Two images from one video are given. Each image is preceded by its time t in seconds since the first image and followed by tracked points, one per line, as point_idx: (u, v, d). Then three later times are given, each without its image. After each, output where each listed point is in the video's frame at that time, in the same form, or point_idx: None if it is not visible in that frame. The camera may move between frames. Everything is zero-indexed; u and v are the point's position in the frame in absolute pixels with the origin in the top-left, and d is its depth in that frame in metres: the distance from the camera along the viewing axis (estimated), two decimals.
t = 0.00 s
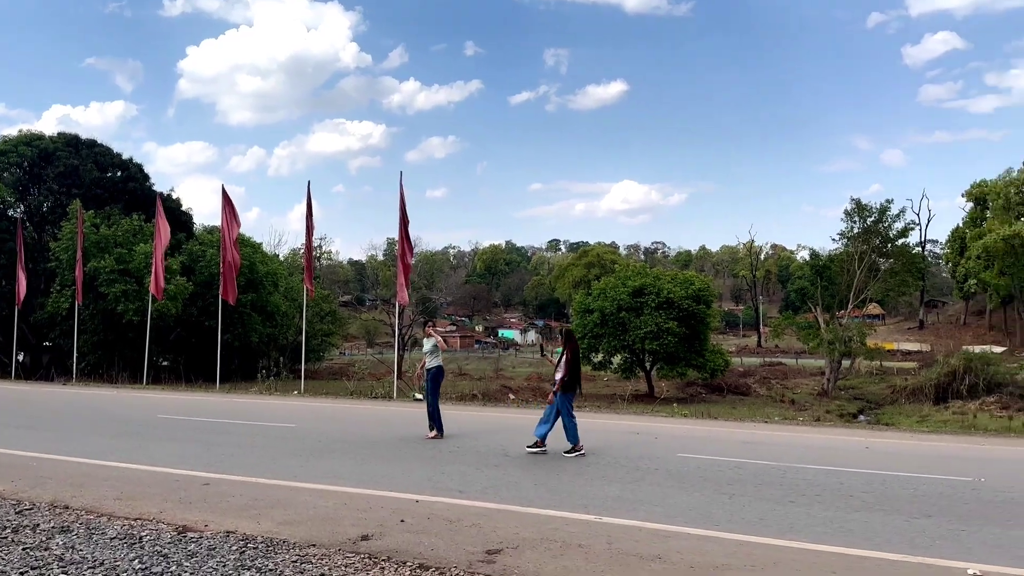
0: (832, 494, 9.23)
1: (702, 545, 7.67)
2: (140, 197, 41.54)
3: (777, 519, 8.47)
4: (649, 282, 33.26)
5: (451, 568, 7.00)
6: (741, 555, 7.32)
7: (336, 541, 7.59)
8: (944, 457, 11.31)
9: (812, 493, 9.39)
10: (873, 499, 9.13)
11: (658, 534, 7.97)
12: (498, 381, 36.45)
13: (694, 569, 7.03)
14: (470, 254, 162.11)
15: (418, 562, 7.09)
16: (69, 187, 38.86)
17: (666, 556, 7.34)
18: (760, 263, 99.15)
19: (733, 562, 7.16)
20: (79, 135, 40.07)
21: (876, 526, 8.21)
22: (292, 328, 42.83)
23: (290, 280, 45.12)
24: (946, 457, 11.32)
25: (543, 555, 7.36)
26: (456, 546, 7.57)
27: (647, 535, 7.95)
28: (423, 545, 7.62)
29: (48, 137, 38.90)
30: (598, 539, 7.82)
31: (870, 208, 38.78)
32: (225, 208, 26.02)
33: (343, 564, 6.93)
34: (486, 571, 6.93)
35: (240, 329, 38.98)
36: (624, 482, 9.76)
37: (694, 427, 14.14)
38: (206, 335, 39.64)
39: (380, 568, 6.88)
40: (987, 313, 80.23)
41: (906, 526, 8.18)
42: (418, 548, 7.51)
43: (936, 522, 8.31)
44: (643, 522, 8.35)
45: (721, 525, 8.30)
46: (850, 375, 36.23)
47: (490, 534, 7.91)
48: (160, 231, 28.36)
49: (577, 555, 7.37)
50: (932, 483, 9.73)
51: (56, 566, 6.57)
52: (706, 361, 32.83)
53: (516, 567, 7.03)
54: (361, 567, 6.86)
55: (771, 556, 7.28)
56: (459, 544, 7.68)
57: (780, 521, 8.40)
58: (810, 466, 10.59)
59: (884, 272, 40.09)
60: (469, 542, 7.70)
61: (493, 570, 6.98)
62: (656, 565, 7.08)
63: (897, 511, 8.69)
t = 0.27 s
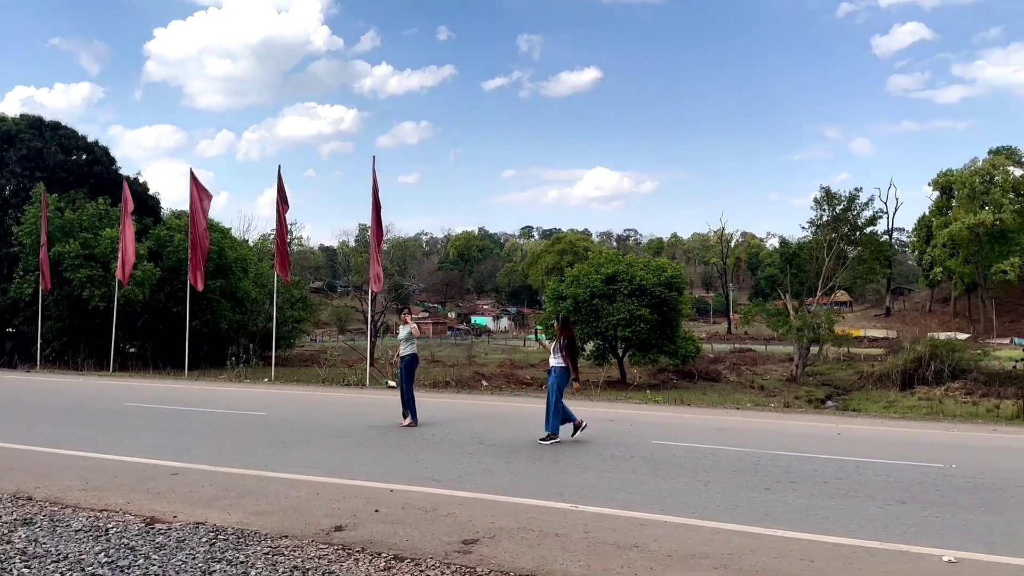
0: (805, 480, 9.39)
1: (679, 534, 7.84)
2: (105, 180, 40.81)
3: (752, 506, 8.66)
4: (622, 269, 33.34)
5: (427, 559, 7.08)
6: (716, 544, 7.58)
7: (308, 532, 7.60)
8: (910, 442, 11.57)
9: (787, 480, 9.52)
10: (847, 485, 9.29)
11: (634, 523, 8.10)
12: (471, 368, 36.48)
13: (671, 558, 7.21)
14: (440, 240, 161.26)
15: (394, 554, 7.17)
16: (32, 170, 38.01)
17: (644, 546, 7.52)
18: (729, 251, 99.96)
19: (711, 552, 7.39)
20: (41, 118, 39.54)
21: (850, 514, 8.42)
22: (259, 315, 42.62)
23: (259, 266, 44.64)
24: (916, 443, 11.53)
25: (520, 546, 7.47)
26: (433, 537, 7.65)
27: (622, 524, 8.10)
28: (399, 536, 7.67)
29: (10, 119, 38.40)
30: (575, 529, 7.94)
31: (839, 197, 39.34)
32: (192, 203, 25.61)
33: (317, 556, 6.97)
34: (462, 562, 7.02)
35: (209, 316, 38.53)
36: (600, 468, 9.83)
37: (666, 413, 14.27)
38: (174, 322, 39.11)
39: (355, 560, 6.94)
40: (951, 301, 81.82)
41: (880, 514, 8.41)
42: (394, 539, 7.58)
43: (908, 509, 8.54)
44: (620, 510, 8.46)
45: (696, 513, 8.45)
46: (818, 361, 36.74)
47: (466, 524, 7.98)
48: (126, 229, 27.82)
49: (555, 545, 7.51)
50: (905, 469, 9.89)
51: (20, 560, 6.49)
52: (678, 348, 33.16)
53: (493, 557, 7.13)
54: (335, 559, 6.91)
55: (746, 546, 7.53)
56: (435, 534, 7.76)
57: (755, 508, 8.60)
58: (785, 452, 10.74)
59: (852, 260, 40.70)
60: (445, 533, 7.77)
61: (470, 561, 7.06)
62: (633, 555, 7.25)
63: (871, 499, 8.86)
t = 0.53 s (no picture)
0: (778, 465, 9.49)
1: (653, 519, 7.90)
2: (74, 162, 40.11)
3: (726, 491, 8.74)
4: (597, 255, 33.40)
5: (401, 545, 7.07)
6: (690, 529, 7.66)
7: (280, 519, 7.55)
8: (880, 427, 11.75)
9: (760, 465, 9.63)
10: (819, 469, 9.42)
11: (609, 508, 8.15)
12: (446, 354, 36.43)
13: (645, 543, 7.26)
14: (415, 225, 160.46)
15: (368, 540, 7.15)
16: None
17: (619, 530, 7.58)
18: (704, 238, 100.63)
19: (683, 536, 7.43)
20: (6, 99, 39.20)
21: (823, 498, 8.55)
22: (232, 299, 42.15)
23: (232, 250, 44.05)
24: (886, 428, 11.69)
25: (495, 531, 7.49)
26: (407, 523, 7.63)
27: (597, 509, 8.14)
28: (372, 522, 7.64)
29: None
30: (550, 514, 7.98)
31: (812, 183, 39.49)
32: (161, 183, 25.29)
33: (289, 543, 6.93)
34: (436, 548, 7.02)
35: (179, 300, 38.01)
36: (576, 454, 9.86)
37: (641, 398, 14.35)
38: (143, 306, 38.60)
39: (327, 546, 6.91)
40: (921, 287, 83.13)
41: (853, 498, 8.54)
42: (368, 525, 7.56)
43: (880, 494, 8.67)
44: (594, 495, 8.50)
45: (670, 498, 8.52)
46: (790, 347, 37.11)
47: (440, 510, 7.98)
48: (93, 209, 27.57)
49: (529, 530, 7.53)
50: (876, 454, 10.04)
51: None
52: (652, 334, 33.40)
53: (467, 543, 7.14)
54: (307, 546, 6.88)
55: (720, 530, 7.62)
56: (410, 520, 7.75)
57: (729, 493, 8.68)
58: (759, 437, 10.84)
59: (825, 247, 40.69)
60: (419, 519, 7.76)
61: (444, 547, 7.06)
62: (608, 540, 7.28)
63: (843, 483, 9.00)
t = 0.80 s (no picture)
0: (759, 448, 9.59)
1: (634, 502, 7.97)
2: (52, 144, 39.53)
3: (707, 475, 8.83)
4: (581, 240, 33.48)
5: (382, 529, 7.10)
6: (670, 512, 7.74)
7: (260, 504, 7.55)
8: (857, 410, 11.90)
9: (740, 448, 9.73)
10: (799, 452, 9.53)
11: (591, 492, 8.21)
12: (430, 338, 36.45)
13: (626, 526, 7.33)
14: (398, 209, 159.68)
15: (349, 524, 7.17)
16: None
17: (600, 513, 7.65)
18: (687, 223, 100.90)
19: (663, 520, 7.50)
20: None
21: (802, 481, 8.66)
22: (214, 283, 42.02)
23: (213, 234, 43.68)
24: (865, 411, 11.83)
25: (477, 515, 7.53)
26: (389, 507, 7.66)
27: (578, 492, 8.20)
28: (353, 506, 7.66)
29: None
30: (531, 498, 8.03)
31: (795, 168, 39.57)
32: (140, 164, 25.00)
33: (270, 528, 6.94)
34: (418, 532, 7.05)
35: (161, 284, 37.77)
36: (557, 437, 9.91)
37: (622, 382, 14.42)
38: (124, 290, 38.30)
39: (308, 531, 6.93)
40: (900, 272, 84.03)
41: (831, 481, 8.66)
42: (349, 510, 7.58)
43: (859, 477, 8.79)
44: (576, 479, 8.56)
45: (652, 481, 8.59)
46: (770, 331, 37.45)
47: (422, 494, 8.01)
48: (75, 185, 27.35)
49: (510, 514, 7.57)
50: (855, 438, 10.17)
51: None
52: (636, 319, 33.57)
53: (449, 527, 7.18)
54: (288, 530, 6.89)
55: (700, 513, 7.71)
56: (391, 504, 7.77)
57: (709, 476, 8.76)
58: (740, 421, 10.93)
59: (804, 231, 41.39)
60: (401, 503, 7.79)
61: (426, 531, 7.10)
62: (588, 523, 7.34)
63: (821, 466, 9.12)
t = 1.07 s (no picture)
0: (752, 431, 9.63)
1: (627, 485, 8.01)
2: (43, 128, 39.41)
3: (700, 457, 8.88)
4: (575, 224, 33.39)
5: (376, 513, 7.12)
6: (663, 495, 7.77)
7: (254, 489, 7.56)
8: (850, 393, 11.96)
9: (734, 430, 9.77)
10: (793, 435, 9.56)
11: (584, 475, 8.25)
12: (426, 323, 36.45)
13: (621, 509, 7.37)
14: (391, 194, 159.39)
15: (343, 509, 7.20)
16: None
17: (594, 497, 7.68)
18: (683, 207, 100.81)
19: (656, 504, 7.54)
20: None
21: (795, 464, 8.70)
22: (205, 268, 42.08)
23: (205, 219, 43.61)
24: (860, 394, 11.86)
25: (471, 499, 7.56)
26: (384, 491, 7.70)
27: (573, 476, 8.24)
28: (348, 491, 7.68)
29: None
30: (525, 482, 8.06)
31: (789, 152, 39.37)
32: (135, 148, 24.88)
33: (263, 512, 6.96)
34: (412, 516, 7.08)
35: (152, 268, 37.74)
36: (551, 421, 9.93)
37: (616, 366, 14.45)
38: (117, 274, 38.20)
39: (302, 516, 6.95)
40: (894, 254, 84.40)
41: (824, 464, 8.71)
42: (343, 494, 7.60)
43: (852, 460, 8.83)
44: (570, 463, 8.59)
45: (645, 464, 8.64)
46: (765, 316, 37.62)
47: (416, 478, 8.04)
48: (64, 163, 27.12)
49: (504, 497, 7.61)
50: (849, 421, 10.20)
51: None
52: (630, 303, 33.55)
53: (443, 511, 7.21)
54: (282, 515, 6.91)
55: (693, 496, 7.75)
56: (386, 488, 7.80)
57: (703, 459, 8.81)
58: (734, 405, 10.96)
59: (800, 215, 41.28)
60: (395, 488, 7.81)
61: (419, 515, 7.12)
62: (582, 507, 7.37)
63: (815, 449, 9.17)
